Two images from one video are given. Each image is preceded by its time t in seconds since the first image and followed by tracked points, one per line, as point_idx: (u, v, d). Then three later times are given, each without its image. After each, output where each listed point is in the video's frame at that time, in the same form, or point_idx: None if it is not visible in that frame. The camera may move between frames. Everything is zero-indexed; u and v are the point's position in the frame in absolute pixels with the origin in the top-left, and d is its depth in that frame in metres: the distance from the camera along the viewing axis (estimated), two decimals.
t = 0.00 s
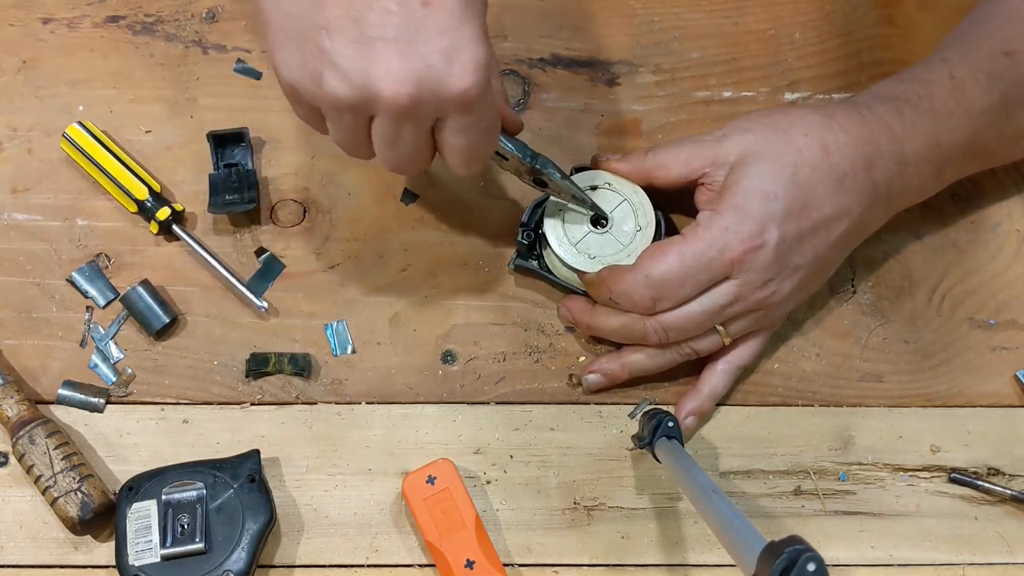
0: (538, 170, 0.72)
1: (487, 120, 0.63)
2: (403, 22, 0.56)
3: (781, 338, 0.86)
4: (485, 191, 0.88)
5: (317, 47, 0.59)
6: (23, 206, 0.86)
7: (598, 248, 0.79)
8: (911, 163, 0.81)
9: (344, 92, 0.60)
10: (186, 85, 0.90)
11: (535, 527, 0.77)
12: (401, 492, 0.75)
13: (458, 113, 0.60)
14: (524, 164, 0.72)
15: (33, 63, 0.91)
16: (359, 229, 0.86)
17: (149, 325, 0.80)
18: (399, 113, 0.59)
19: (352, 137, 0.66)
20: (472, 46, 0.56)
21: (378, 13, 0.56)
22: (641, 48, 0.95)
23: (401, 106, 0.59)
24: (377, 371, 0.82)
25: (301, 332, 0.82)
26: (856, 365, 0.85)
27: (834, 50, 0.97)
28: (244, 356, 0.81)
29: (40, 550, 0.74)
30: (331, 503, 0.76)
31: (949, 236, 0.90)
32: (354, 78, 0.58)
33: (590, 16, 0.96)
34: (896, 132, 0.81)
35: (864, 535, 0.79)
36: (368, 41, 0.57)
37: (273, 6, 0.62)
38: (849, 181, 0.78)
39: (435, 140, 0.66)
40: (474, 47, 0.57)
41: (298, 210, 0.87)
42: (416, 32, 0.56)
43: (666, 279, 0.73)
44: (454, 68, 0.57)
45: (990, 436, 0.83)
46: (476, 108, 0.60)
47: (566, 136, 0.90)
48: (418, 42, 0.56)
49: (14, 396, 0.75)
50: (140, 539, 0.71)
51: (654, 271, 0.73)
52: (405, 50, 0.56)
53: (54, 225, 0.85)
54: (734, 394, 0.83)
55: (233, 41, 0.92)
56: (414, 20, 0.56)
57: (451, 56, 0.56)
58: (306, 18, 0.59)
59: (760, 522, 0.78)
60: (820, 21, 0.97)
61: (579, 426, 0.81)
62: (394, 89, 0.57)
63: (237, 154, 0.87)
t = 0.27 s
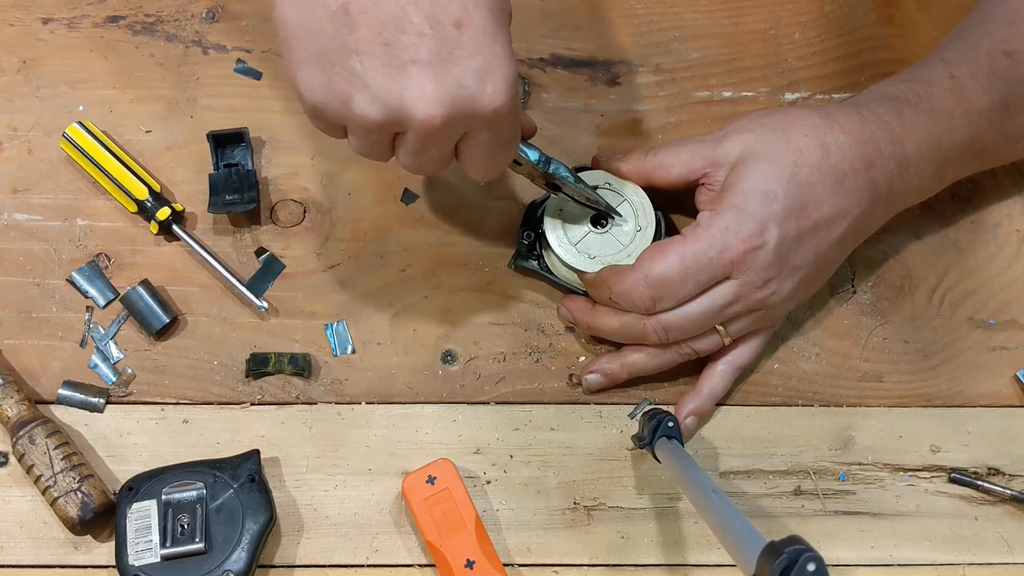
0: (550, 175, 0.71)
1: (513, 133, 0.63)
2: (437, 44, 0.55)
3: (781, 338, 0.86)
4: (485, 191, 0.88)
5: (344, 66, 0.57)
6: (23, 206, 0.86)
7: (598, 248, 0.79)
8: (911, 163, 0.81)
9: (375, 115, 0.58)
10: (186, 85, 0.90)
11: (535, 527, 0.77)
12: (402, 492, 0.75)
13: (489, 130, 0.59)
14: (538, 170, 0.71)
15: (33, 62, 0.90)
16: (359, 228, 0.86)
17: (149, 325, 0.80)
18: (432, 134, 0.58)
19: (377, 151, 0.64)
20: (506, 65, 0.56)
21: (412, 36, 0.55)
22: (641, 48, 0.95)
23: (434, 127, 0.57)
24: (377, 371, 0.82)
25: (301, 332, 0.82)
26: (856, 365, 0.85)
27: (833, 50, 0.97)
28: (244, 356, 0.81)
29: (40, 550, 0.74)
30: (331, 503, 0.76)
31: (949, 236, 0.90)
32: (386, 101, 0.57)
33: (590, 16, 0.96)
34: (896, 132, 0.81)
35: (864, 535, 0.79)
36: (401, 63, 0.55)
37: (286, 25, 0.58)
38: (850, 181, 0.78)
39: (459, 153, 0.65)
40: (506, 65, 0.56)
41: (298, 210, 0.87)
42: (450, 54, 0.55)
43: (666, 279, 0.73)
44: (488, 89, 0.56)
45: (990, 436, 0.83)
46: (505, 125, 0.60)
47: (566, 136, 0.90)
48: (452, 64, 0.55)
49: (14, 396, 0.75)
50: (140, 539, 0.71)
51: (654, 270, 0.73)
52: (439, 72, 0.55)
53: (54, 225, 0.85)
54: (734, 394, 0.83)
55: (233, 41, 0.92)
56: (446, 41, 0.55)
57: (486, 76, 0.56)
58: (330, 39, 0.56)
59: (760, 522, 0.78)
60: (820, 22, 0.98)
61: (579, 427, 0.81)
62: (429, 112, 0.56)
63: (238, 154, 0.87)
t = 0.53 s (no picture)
0: (539, 175, 0.71)
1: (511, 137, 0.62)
2: (439, 49, 0.54)
3: (781, 338, 0.86)
4: (485, 191, 0.88)
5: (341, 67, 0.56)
6: (23, 206, 0.86)
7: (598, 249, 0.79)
8: (912, 163, 0.81)
9: (374, 120, 0.57)
10: (186, 85, 0.90)
11: (535, 527, 0.77)
12: (402, 492, 0.75)
13: (487, 134, 0.59)
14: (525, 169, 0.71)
15: (33, 62, 0.90)
16: (359, 229, 0.86)
17: (149, 325, 0.80)
18: (432, 140, 0.57)
19: (373, 155, 0.63)
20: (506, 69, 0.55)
21: (413, 40, 0.54)
22: (641, 48, 0.95)
23: (434, 132, 0.57)
24: (377, 371, 0.82)
25: (301, 332, 0.82)
26: (856, 365, 0.85)
27: (834, 50, 0.97)
28: (244, 356, 0.81)
29: (40, 550, 0.74)
30: (331, 503, 0.76)
31: (949, 236, 0.90)
32: (386, 106, 0.56)
33: (590, 16, 0.96)
34: (896, 132, 0.81)
35: (864, 535, 0.79)
36: (401, 68, 0.54)
37: (281, 29, 0.56)
38: (850, 181, 0.78)
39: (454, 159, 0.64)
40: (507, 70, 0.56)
41: (298, 210, 0.87)
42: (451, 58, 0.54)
43: (666, 279, 0.73)
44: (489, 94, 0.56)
45: (990, 436, 0.83)
46: (503, 129, 0.59)
47: (566, 136, 0.90)
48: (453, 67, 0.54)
49: (14, 396, 0.75)
50: (140, 539, 0.71)
51: (654, 270, 0.73)
52: (440, 77, 0.54)
53: (54, 225, 0.85)
54: (734, 395, 0.83)
55: (233, 41, 0.92)
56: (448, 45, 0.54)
57: (487, 81, 0.55)
58: (329, 43, 0.55)
59: (760, 522, 0.78)
60: (820, 21, 0.98)
61: (579, 427, 0.81)
62: (429, 118, 0.55)
63: (238, 154, 0.87)
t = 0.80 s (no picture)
0: (552, 184, 0.71)
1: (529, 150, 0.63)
2: (461, 63, 0.54)
3: (781, 338, 0.86)
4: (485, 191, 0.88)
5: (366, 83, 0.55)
6: (23, 206, 0.86)
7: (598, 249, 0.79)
8: (912, 163, 0.81)
9: (397, 137, 0.57)
10: (186, 85, 0.90)
11: (535, 527, 0.77)
12: (401, 492, 0.75)
13: (508, 147, 0.59)
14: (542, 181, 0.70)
15: (33, 62, 0.90)
16: (358, 229, 0.86)
17: (149, 325, 0.80)
18: (455, 155, 0.57)
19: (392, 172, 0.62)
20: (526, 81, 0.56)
21: (436, 54, 0.54)
22: (641, 48, 0.95)
23: (458, 147, 0.57)
24: (377, 371, 0.82)
25: (300, 332, 0.82)
26: (856, 365, 0.85)
27: (833, 50, 0.97)
28: (244, 356, 0.81)
29: (40, 550, 0.74)
30: (331, 503, 0.76)
31: (949, 236, 0.90)
32: (410, 122, 0.55)
33: (590, 16, 0.96)
34: (897, 132, 0.81)
35: (864, 535, 0.79)
36: (425, 83, 0.54)
37: (301, 49, 0.56)
38: (850, 181, 0.78)
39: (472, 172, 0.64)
40: (526, 83, 0.57)
41: (298, 211, 0.87)
42: (474, 71, 0.54)
43: (666, 278, 0.73)
44: (510, 106, 0.56)
45: (990, 436, 0.83)
46: (523, 141, 0.59)
47: (566, 136, 0.90)
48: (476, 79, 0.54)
49: (14, 396, 0.75)
50: (140, 539, 0.71)
51: (654, 269, 0.73)
52: (464, 91, 0.54)
53: (54, 225, 0.85)
54: (734, 395, 0.83)
55: (233, 41, 0.93)
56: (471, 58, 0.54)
57: (509, 94, 0.55)
58: (350, 60, 0.55)
59: (760, 522, 0.78)
60: (820, 22, 0.98)
61: (579, 427, 0.81)
62: (454, 132, 0.55)
63: (238, 154, 0.87)
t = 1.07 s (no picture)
0: (539, 191, 0.73)
1: (475, 170, 0.66)
2: (373, 90, 0.58)
3: (781, 339, 0.86)
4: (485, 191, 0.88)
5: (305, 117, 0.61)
6: (23, 206, 0.86)
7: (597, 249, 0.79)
8: (912, 163, 0.81)
9: (330, 165, 0.63)
10: (186, 85, 0.90)
11: (535, 527, 0.77)
12: (401, 492, 0.75)
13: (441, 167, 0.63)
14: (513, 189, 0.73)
15: (33, 62, 0.90)
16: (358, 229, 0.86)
17: (149, 325, 0.80)
18: (386, 178, 0.63)
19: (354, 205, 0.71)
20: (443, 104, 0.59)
21: (348, 87, 0.59)
22: (641, 48, 0.95)
23: (385, 171, 0.62)
24: (377, 370, 0.82)
25: (301, 332, 0.82)
26: (855, 365, 0.85)
27: (833, 50, 0.97)
28: (244, 356, 0.81)
29: (40, 550, 0.74)
30: (331, 503, 0.77)
31: (949, 236, 0.90)
32: (338, 151, 0.62)
33: (590, 16, 0.96)
34: (897, 132, 0.81)
35: (864, 535, 0.79)
36: (342, 114, 0.60)
37: (249, 90, 0.64)
38: (851, 181, 0.78)
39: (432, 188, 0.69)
40: (447, 105, 0.59)
41: (298, 211, 0.87)
42: (386, 99, 0.58)
43: (666, 277, 0.73)
44: (428, 129, 0.59)
45: (991, 436, 0.83)
46: (456, 160, 0.63)
47: (566, 136, 0.90)
48: (394, 106, 0.58)
49: (14, 396, 0.75)
50: (140, 539, 0.71)
51: (654, 269, 0.73)
52: (379, 120, 0.59)
53: (54, 225, 0.85)
54: (734, 395, 0.83)
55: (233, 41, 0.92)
56: (389, 88, 0.58)
57: (426, 118, 0.59)
58: (280, 96, 0.61)
59: (760, 522, 0.78)
60: (820, 21, 0.97)
61: (579, 427, 0.81)
62: (375, 158, 0.60)
63: (238, 154, 0.87)
